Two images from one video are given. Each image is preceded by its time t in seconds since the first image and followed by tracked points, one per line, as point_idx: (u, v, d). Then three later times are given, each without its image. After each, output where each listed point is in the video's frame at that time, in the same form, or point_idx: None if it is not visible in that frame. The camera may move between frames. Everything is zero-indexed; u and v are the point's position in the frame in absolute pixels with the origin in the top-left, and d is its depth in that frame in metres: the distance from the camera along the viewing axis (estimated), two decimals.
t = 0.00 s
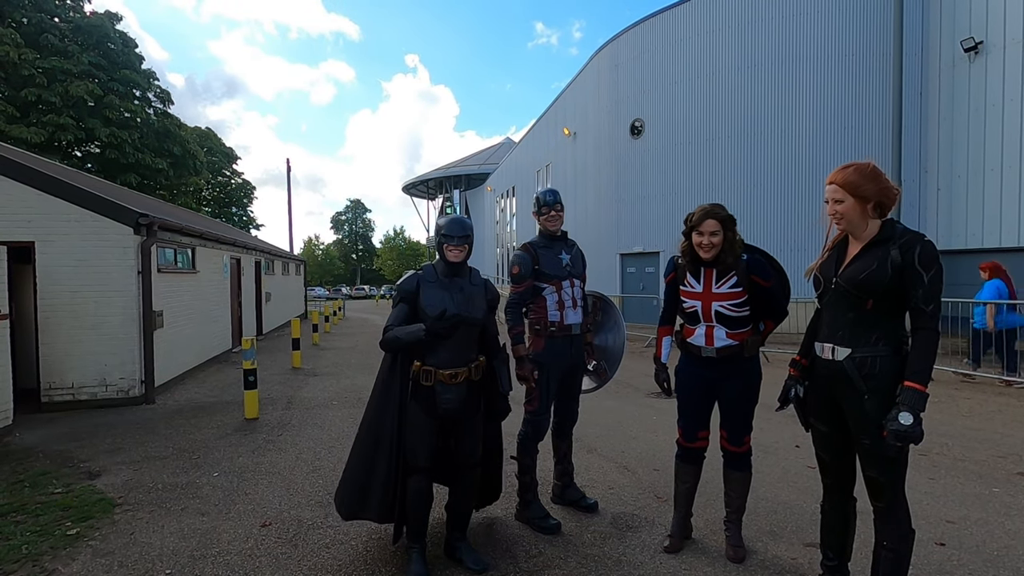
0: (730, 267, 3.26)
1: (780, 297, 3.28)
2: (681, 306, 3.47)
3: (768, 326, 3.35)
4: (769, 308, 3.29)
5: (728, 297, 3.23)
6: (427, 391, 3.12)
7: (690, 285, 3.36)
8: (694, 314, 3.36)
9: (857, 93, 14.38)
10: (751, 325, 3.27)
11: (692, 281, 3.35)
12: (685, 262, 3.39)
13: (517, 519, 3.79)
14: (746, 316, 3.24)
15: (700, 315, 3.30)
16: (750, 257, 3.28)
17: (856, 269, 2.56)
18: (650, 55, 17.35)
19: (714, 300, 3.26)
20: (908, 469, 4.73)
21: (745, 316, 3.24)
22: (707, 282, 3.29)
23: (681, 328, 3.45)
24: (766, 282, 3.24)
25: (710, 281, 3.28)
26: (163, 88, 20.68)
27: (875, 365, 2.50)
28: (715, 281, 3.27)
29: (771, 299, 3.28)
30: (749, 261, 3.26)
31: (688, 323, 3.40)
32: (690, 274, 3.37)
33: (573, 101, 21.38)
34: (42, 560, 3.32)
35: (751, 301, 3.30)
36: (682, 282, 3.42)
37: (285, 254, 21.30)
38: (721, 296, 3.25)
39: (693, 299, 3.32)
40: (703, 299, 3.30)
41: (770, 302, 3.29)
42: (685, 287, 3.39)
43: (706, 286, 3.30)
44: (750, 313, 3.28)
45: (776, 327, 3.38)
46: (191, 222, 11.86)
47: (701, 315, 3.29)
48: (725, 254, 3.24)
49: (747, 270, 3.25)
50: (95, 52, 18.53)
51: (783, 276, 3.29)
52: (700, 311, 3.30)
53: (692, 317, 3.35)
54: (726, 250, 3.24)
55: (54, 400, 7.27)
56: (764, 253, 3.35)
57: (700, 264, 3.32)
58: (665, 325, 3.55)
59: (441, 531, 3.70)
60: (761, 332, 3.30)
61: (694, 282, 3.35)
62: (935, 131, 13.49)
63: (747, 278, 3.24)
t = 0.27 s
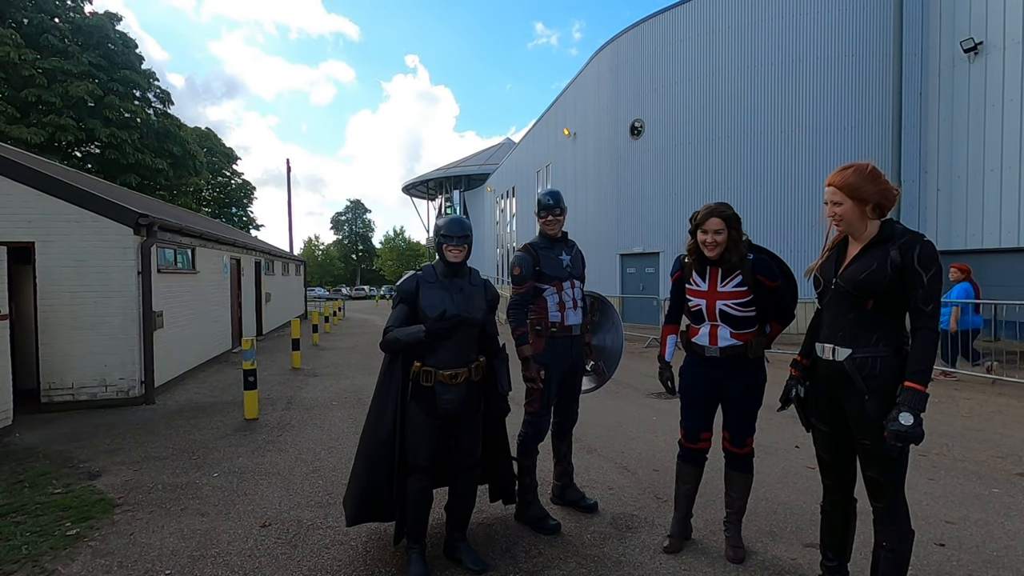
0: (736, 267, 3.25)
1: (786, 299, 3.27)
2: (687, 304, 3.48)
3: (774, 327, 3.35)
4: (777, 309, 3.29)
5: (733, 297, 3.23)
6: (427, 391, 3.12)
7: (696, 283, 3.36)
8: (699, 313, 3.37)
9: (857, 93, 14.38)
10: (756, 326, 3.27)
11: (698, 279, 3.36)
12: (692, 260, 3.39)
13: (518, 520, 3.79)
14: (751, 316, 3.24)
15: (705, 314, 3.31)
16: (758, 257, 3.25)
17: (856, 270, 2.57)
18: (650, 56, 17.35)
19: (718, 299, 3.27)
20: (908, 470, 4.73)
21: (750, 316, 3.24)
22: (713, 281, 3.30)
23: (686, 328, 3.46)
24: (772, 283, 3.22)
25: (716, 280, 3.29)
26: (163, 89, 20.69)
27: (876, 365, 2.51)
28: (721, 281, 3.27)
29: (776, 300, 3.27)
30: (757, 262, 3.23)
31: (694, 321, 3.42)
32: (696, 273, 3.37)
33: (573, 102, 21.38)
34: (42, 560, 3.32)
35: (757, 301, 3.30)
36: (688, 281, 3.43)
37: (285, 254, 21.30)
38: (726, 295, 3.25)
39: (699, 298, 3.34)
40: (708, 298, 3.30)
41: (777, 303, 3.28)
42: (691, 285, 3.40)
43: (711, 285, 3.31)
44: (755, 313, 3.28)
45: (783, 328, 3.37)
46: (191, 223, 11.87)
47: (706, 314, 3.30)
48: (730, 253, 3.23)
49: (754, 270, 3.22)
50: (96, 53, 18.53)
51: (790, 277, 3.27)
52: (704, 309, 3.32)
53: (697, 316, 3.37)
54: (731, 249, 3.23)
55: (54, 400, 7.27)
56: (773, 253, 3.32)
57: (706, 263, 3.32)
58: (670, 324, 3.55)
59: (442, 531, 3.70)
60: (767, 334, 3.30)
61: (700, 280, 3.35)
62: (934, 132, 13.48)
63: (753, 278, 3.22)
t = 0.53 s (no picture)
0: (739, 262, 3.26)
1: (789, 301, 3.26)
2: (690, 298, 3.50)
3: (776, 332, 3.31)
4: (778, 310, 3.28)
5: (734, 292, 3.23)
6: (426, 392, 3.13)
7: (700, 276, 3.39)
8: (700, 307, 3.39)
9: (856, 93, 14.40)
10: (757, 326, 3.26)
11: (702, 272, 3.39)
12: (698, 253, 3.44)
13: (516, 520, 3.80)
14: (752, 315, 3.23)
15: (706, 307, 3.32)
16: (763, 255, 3.26)
17: (855, 269, 2.57)
18: (649, 56, 17.36)
19: (720, 293, 3.27)
20: (906, 469, 4.74)
21: (750, 313, 3.23)
22: (715, 275, 3.31)
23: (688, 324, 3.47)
24: (775, 282, 3.23)
25: (719, 274, 3.30)
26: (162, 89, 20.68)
27: (874, 364, 2.51)
28: (723, 274, 3.28)
29: (778, 302, 3.27)
30: (762, 259, 3.24)
31: (695, 317, 3.44)
32: (701, 265, 3.41)
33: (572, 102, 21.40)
34: (41, 560, 3.32)
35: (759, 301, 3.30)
36: (693, 274, 3.46)
37: (284, 254, 21.28)
38: (727, 289, 3.26)
39: (700, 290, 3.36)
40: (710, 290, 3.32)
41: (780, 304, 3.27)
42: (695, 278, 3.42)
43: (714, 278, 3.32)
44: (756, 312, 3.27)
45: (787, 333, 3.33)
46: (191, 223, 11.87)
47: (707, 307, 3.32)
48: (731, 247, 3.26)
49: (757, 267, 3.23)
50: (95, 53, 18.53)
51: (795, 280, 3.26)
52: (705, 302, 3.34)
53: (698, 309, 3.40)
54: (732, 243, 3.26)
55: (53, 400, 7.28)
56: (779, 254, 3.32)
57: (711, 257, 3.36)
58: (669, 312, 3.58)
59: (441, 531, 3.71)
60: (768, 337, 3.27)
61: (704, 274, 3.37)
62: (933, 131, 13.49)
63: (756, 276, 3.22)
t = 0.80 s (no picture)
0: (741, 260, 3.27)
1: (789, 305, 3.27)
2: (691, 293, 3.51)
3: (775, 335, 3.32)
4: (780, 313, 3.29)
5: (734, 289, 3.24)
6: (426, 392, 3.13)
7: (702, 272, 3.40)
8: (700, 304, 3.39)
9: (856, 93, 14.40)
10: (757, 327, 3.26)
11: (705, 268, 3.40)
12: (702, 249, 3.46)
13: (516, 520, 3.80)
14: (752, 315, 3.24)
15: (705, 304, 3.34)
16: (766, 255, 3.26)
17: (855, 270, 2.57)
18: (649, 56, 17.37)
19: (720, 289, 3.28)
20: (906, 469, 4.74)
21: (748, 312, 3.23)
22: (716, 272, 3.33)
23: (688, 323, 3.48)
24: (776, 283, 3.22)
25: (720, 271, 3.31)
26: (162, 89, 20.67)
27: (872, 365, 2.52)
28: (725, 271, 3.29)
29: (778, 303, 3.28)
30: (764, 259, 3.24)
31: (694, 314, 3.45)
32: (704, 262, 3.42)
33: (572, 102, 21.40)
34: (41, 561, 3.32)
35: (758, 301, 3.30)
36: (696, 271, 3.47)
37: (284, 254, 21.28)
38: (728, 285, 3.26)
39: (701, 285, 3.37)
40: (710, 287, 3.33)
41: (780, 307, 3.28)
42: (697, 275, 3.44)
43: (715, 275, 3.33)
44: (755, 312, 3.27)
45: (786, 337, 3.33)
46: (191, 223, 11.86)
47: (705, 304, 3.33)
48: (733, 244, 3.26)
49: (759, 267, 3.23)
50: (95, 53, 18.53)
51: (797, 284, 3.25)
52: (704, 298, 3.35)
53: (698, 306, 3.42)
54: (734, 240, 3.26)
55: (53, 400, 7.27)
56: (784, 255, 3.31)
57: (714, 254, 3.37)
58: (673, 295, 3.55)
59: (441, 531, 3.71)
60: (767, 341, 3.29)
61: (706, 270, 3.39)
62: (933, 132, 13.49)
63: (758, 274, 3.22)
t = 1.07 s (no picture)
0: (739, 261, 3.28)
1: (787, 306, 3.26)
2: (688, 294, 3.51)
3: (771, 337, 3.32)
4: (780, 315, 3.28)
5: (731, 289, 3.25)
6: (426, 393, 3.14)
7: (700, 273, 3.40)
8: (696, 304, 3.40)
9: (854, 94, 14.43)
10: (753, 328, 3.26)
11: (702, 268, 3.40)
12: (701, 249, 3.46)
13: (516, 520, 3.80)
14: (748, 315, 3.24)
15: (702, 304, 3.34)
16: (765, 257, 3.27)
17: (851, 270, 2.58)
18: (649, 56, 17.39)
19: (718, 289, 3.29)
20: (905, 469, 4.75)
21: (745, 313, 3.24)
22: (714, 272, 3.34)
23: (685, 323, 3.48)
24: (775, 284, 3.21)
25: (718, 271, 3.32)
26: (161, 90, 20.68)
27: (869, 365, 2.52)
28: (723, 272, 3.30)
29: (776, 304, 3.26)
30: (763, 260, 3.24)
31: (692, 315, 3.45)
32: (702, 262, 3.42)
33: (571, 102, 21.42)
34: (41, 562, 3.33)
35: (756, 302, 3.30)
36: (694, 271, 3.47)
37: (283, 254, 21.27)
38: (726, 286, 3.27)
39: (700, 285, 3.37)
40: (708, 287, 3.33)
41: (778, 308, 3.27)
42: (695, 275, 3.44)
43: (713, 275, 3.33)
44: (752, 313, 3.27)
45: (783, 340, 3.33)
46: (191, 224, 11.87)
47: (702, 303, 3.34)
48: (731, 245, 3.27)
49: (757, 267, 3.24)
50: (94, 54, 18.54)
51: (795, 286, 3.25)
52: (702, 298, 3.36)
53: (695, 306, 3.42)
54: (732, 240, 3.26)
55: (53, 402, 7.28)
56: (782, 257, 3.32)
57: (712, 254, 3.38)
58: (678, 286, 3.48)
59: (441, 532, 3.72)
60: (763, 343, 3.29)
61: (704, 271, 3.39)
62: (932, 132, 13.51)
63: (756, 275, 3.23)
